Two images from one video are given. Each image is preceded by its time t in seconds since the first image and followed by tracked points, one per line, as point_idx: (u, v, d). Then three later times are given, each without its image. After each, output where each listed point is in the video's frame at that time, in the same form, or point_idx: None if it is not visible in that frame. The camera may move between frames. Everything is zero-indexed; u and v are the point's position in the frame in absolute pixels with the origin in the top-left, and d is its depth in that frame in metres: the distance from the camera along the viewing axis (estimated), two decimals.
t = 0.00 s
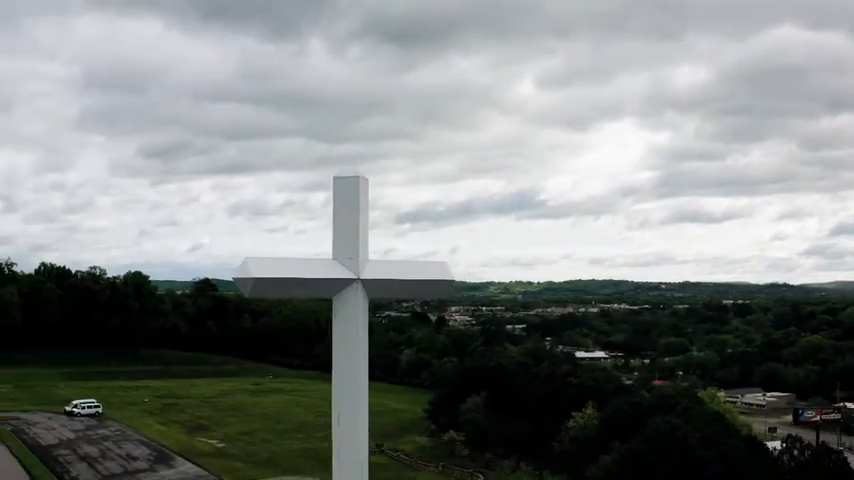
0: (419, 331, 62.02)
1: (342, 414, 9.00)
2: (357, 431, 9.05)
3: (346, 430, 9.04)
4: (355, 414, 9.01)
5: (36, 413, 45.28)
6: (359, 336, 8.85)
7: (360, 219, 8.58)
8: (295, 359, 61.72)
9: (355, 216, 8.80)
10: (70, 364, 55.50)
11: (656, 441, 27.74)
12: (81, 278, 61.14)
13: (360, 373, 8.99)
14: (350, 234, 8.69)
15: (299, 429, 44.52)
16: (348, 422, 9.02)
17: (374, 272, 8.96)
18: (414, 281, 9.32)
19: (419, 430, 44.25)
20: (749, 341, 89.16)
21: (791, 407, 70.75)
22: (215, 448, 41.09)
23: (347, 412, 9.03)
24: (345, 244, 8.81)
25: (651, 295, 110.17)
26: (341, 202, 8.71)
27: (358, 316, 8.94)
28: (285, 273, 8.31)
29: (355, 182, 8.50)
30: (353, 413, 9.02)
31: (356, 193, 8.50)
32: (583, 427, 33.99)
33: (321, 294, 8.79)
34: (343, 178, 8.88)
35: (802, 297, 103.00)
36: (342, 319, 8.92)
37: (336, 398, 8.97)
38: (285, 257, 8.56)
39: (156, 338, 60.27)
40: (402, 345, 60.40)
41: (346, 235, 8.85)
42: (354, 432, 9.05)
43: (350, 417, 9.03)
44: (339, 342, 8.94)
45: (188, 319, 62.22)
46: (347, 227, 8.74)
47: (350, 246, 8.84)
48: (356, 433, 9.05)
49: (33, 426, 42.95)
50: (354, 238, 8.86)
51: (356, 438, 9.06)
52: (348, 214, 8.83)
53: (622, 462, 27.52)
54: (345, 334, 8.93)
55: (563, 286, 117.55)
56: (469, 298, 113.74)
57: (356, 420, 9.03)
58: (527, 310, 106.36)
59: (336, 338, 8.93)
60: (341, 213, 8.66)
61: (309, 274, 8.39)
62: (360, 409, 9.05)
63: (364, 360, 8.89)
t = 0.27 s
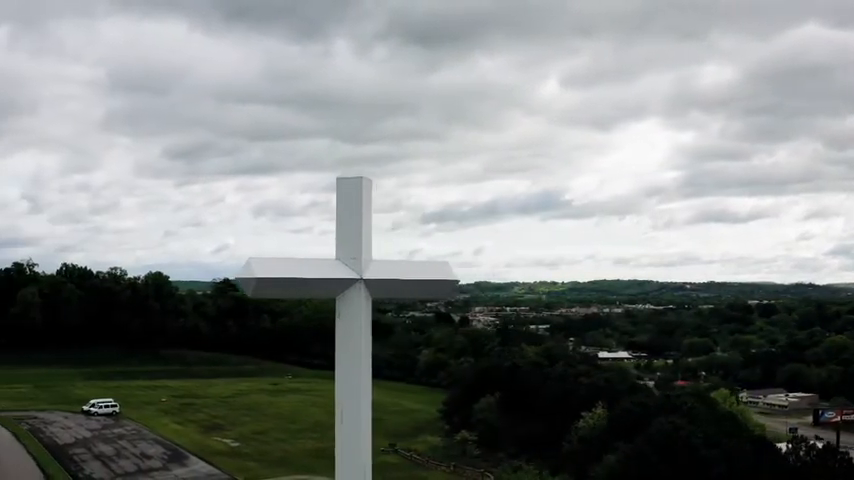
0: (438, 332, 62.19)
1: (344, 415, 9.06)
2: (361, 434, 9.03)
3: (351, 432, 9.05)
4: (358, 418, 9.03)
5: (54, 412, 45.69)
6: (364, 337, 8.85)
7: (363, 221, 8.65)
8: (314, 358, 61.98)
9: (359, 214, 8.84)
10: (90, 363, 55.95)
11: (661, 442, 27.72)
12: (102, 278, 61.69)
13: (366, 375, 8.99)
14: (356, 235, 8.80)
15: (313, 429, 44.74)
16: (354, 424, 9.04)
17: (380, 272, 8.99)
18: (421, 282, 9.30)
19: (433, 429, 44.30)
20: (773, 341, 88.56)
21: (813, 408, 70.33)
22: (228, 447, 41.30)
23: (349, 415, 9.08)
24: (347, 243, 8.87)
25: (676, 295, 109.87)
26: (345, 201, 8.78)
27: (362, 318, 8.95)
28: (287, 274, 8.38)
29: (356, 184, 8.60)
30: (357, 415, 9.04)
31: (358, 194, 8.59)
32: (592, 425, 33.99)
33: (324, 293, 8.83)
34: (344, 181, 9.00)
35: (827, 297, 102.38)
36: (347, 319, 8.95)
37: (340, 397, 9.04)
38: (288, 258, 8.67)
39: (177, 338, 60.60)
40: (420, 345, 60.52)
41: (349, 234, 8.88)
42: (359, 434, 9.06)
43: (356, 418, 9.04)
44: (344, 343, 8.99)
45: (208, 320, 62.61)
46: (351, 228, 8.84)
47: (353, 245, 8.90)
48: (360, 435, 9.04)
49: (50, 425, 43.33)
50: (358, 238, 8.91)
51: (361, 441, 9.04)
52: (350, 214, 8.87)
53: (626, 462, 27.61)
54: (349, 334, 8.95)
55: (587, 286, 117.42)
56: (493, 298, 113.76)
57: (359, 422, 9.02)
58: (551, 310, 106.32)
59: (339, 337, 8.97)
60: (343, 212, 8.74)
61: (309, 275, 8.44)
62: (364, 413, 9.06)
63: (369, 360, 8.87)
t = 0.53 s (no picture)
0: (456, 332, 62.30)
1: (346, 416, 8.37)
2: (363, 441, 8.37)
3: (352, 437, 8.38)
4: (359, 421, 8.35)
5: (71, 411, 46.06)
6: (365, 335, 8.20)
7: (366, 218, 8.06)
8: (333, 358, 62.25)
9: (360, 213, 8.25)
10: (110, 363, 56.39)
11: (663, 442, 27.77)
12: (123, 279, 62.20)
13: (369, 374, 8.35)
14: (358, 234, 8.24)
15: (327, 428, 44.94)
16: (355, 428, 8.36)
17: (383, 273, 8.38)
18: (429, 282, 8.67)
19: (446, 428, 44.43)
20: (797, 341, 88.07)
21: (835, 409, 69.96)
22: (241, 447, 41.53)
23: (352, 417, 8.39)
24: (349, 242, 8.30)
25: (700, 295, 109.54)
26: (346, 199, 8.22)
27: (364, 315, 8.31)
28: (285, 276, 7.77)
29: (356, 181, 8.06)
30: (357, 420, 8.37)
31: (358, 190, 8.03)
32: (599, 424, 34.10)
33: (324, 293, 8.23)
34: (347, 180, 8.48)
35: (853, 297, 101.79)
36: (347, 316, 8.29)
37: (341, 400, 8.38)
38: (289, 260, 8.14)
39: (197, 340, 60.92)
40: (439, 345, 60.65)
41: (350, 233, 8.29)
42: (361, 440, 8.39)
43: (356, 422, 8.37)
44: (346, 340, 8.34)
45: (228, 320, 62.99)
46: (353, 227, 8.28)
47: (355, 245, 8.30)
48: (362, 441, 8.37)
49: (67, 425, 43.70)
50: (359, 238, 8.31)
51: (362, 448, 8.38)
52: (351, 214, 8.27)
53: (629, 461, 27.64)
54: (350, 331, 8.30)
55: (612, 287, 117.29)
56: (517, 298, 113.79)
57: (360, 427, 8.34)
58: (574, 310, 106.26)
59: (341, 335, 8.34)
60: (345, 211, 8.20)
61: (309, 276, 7.88)
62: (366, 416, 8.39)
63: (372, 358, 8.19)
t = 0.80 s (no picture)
0: (477, 332, 62.41)
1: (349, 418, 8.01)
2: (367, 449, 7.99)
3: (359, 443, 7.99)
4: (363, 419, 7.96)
5: (90, 410, 46.53)
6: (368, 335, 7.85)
7: (371, 219, 7.73)
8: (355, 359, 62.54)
9: (362, 214, 7.93)
10: (132, 363, 56.89)
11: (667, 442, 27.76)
12: (146, 279, 62.77)
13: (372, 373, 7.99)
14: (361, 236, 7.94)
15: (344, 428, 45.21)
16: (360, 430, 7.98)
17: (386, 273, 8.04)
18: (433, 284, 8.37)
19: (462, 428, 44.58)
20: (824, 342, 87.48)
21: None
22: (257, 446, 41.82)
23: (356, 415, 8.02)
24: (352, 243, 7.96)
25: (728, 295, 109.12)
26: (348, 199, 7.92)
27: (368, 314, 7.96)
28: (289, 276, 7.39)
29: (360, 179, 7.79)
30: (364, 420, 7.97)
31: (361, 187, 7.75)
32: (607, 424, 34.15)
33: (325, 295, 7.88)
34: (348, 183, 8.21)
35: None
36: (350, 317, 7.94)
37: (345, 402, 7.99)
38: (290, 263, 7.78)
39: (218, 339, 61.42)
40: (460, 345, 60.78)
41: (352, 233, 7.96)
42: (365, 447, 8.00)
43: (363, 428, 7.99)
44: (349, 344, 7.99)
45: (250, 321, 63.44)
46: (355, 225, 7.97)
47: (358, 245, 7.96)
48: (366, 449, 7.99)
49: (85, 424, 44.15)
50: (362, 238, 7.97)
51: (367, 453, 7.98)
52: (353, 214, 7.95)
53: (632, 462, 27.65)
54: (353, 331, 7.93)
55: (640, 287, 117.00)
56: (545, 298, 113.75)
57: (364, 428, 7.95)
58: (602, 310, 106.09)
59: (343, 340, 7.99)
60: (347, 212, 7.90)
61: (314, 274, 7.51)
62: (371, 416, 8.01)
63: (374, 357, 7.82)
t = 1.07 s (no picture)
0: (495, 332, 62.43)
1: (351, 418, 7.78)
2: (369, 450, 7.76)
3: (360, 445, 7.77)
4: (364, 420, 7.74)
5: (107, 409, 46.91)
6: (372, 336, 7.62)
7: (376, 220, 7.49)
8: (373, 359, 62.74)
9: (366, 214, 7.68)
10: (150, 363, 57.31)
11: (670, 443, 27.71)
12: (166, 279, 63.24)
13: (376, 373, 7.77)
14: (365, 235, 7.71)
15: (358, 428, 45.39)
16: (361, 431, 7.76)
17: (388, 274, 7.79)
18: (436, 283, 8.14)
19: (476, 428, 44.67)
20: (848, 342, 86.89)
21: None
22: (270, 445, 42.02)
23: (357, 416, 7.79)
24: (355, 243, 7.71)
25: (753, 296, 108.66)
26: (350, 199, 7.67)
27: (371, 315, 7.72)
28: (292, 280, 7.12)
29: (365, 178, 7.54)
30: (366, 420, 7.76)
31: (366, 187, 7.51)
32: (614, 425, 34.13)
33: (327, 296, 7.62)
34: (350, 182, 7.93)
35: None
36: (352, 318, 7.69)
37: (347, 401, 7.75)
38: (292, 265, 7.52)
39: (236, 339, 61.79)
40: (478, 345, 60.82)
41: (355, 234, 7.70)
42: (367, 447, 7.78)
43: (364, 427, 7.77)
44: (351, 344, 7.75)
45: (269, 321, 63.77)
46: (358, 225, 7.73)
47: (362, 246, 7.71)
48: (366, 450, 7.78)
49: (101, 423, 44.51)
50: (366, 240, 7.72)
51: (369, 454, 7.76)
52: (357, 214, 7.69)
53: (636, 462, 27.69)
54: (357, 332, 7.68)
55: (664, 288, 116.66)
56: (568, 298, 113.64)
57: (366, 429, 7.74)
58: (625, 310, 105.86)
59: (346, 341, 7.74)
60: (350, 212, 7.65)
61: (319, 276, 7.24)
62: (372, 417, 7.79)
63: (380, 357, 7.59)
